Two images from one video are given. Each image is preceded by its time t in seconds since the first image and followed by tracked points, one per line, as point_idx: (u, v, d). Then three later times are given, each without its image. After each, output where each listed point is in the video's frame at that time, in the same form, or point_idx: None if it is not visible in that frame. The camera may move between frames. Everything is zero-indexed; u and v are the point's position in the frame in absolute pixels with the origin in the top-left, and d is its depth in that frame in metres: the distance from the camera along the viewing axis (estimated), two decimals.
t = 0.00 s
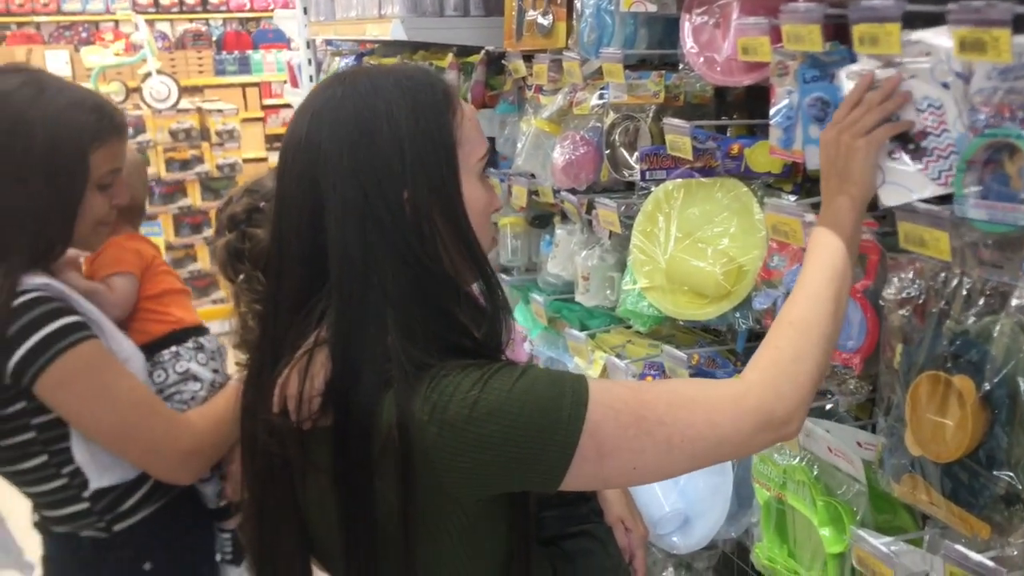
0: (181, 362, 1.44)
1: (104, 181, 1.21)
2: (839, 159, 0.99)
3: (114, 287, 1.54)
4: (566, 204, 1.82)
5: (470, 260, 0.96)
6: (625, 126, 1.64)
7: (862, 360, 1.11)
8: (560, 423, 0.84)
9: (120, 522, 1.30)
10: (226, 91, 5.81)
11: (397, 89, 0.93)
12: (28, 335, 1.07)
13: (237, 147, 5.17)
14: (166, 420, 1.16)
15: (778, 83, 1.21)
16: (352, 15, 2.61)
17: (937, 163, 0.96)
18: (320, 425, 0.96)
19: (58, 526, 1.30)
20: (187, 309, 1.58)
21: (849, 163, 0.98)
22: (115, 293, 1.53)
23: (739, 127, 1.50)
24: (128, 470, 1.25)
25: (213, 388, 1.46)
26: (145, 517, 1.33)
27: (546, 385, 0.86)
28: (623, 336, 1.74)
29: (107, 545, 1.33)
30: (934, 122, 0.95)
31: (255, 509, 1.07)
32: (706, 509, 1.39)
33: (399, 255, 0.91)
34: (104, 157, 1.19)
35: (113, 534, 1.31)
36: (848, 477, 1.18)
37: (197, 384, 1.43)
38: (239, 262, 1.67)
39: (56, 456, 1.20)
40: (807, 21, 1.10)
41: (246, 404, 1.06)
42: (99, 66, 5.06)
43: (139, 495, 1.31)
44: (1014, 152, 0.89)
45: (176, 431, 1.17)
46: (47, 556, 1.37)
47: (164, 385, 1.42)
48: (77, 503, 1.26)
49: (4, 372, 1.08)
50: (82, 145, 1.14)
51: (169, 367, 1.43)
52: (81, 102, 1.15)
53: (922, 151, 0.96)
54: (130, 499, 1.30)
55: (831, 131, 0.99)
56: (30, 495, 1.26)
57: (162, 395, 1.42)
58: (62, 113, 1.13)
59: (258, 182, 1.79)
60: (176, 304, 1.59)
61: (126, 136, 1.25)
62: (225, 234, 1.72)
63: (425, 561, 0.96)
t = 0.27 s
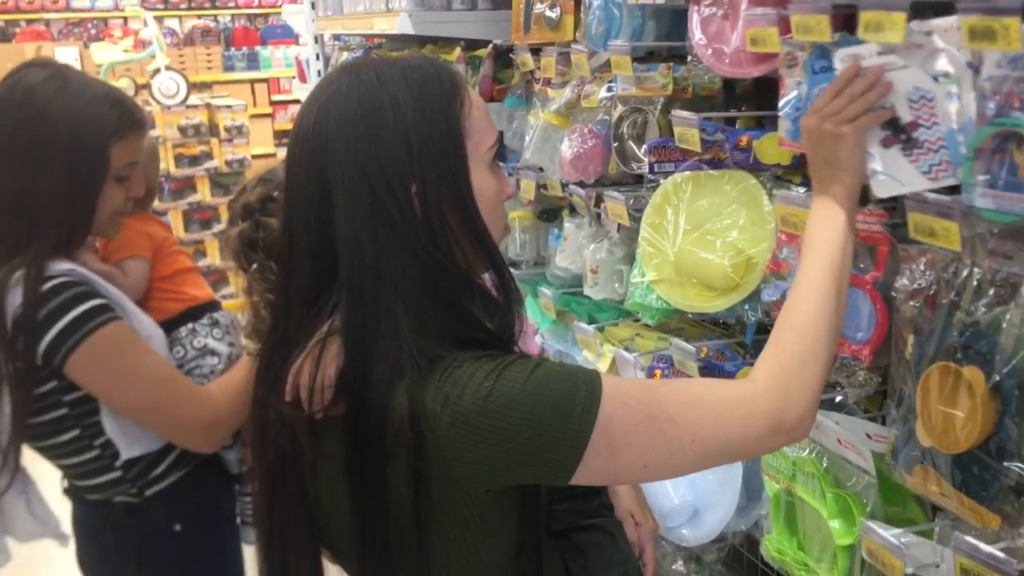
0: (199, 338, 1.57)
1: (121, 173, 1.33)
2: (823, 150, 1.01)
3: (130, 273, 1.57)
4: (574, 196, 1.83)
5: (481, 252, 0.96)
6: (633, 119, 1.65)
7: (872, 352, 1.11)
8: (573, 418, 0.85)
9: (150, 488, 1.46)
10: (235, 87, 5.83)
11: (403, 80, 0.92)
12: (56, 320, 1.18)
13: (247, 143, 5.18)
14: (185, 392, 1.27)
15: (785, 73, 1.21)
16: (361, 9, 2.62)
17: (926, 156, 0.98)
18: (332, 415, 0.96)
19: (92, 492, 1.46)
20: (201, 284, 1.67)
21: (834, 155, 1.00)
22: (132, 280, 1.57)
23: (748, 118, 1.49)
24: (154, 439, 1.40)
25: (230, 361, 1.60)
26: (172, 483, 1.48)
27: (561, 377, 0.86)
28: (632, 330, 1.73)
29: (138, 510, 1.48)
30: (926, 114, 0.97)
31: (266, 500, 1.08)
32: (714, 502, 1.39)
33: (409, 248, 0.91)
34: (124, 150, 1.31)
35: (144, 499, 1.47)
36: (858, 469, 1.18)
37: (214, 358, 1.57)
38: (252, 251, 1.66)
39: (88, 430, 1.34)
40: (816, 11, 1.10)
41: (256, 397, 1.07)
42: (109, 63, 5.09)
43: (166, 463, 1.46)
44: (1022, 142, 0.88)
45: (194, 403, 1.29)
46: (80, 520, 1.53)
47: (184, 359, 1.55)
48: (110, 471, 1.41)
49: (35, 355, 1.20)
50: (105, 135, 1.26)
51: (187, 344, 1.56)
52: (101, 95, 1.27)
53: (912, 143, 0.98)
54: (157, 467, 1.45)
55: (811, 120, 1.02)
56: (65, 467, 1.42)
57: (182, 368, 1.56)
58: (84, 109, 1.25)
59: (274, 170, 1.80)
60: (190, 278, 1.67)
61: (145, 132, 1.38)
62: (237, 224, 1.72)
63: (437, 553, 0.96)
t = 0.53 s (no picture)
0: (203, 324, 1.65)
1: (128, 173, 1.42)
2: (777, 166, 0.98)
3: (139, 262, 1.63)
4: (574, 193, 1.83)
5: (482, 249, 0.96)
6: (631, 115, 1.64)
7: (869, 347, 1.11)
8: (576, 419, 0.85)
9: (158, 465, 1.54)
10: (235, 85, 5.83)
11: (403, 77, 0.92)
12: (69, 313, 1.29)
13: (247, 141, 5.17)
14: (192, 376, 1.38)
15: (781, 69, 1.18)
16: (360, 6, 2.62)
17: (886, 168, 1.02)
18: (333, 410, 0.97)
19: (104, 471, 1.54)
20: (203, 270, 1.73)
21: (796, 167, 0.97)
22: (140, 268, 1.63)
23: (745, 115, 1.50)
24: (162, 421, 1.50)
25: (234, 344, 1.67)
26: (180, 460, 1.56)
27: (564, 385, 0.86)
28: (631, 326, 1.73)
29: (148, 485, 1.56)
30: (879, 126, 1.01)
31: (268, 498, 1.08)
32: (713, 498, 1.39)
33: (410, 245, 0.91)
34: (130, 149, 1.40)
35: (154, 475, 1.55)
36: (856, 465, 1.18)
37: (218, 343, 1.64)
38: (253, 247, 1.65)
39: (100, 413, 1.44)
40: (813, 7, 1.10)
41: (258, 392, 1.07)
42: (109, 61, 5.09)
43: (173, 443, 1.54)
44: (1018, 137, 0.88)
45: (201, 386, 1.38)
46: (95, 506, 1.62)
47: (190, 344, 1.63)
48: (121, 451, 1.50)
49: (52, 344, 1.30)
50: (115, 132, 1.35)
51: (192, 329, 1.63)
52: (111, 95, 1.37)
53: (871, 156, 1.02)
54: (166, 447, 1.54)
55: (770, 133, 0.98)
56: (78, 447, 1.51)
57: (188, 353, 1.63)
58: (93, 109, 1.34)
59: (275, 167, 1.81)
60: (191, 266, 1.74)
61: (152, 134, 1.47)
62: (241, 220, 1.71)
63: (438, 549, 0.96)
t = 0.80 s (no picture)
0: (192, 317, 1.69)
1: (127, 178, 1.46)
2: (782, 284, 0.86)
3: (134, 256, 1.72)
4: (562, 193, 1.83)
5: (473, 253, 0.94)
6: (619, 116, 1.64)
7: (854, 347, 1.12)
8: (555, 456, 0.82)
9: (149, 451, 1.56)
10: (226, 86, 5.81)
11: (397, 76, 0.90)
12: (74, 308, 1.34)
13: (237, 142, 5.14)
14: (185, 370, 1.46)
15: (767, 69, 1.20)
16: (349, 6, 2.61)
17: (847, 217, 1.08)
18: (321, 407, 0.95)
19: (93, 459, 1.55)
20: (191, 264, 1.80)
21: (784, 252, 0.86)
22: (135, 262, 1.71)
23: (733, 116, 1.51)
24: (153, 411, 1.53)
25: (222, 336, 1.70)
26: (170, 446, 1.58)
27: (551, 416, 0.84)
28: (620, 326, 1.74)
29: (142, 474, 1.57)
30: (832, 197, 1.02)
31: (260, 496, 1.08)
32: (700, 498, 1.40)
33: (400, 247, 0.89)
34: (131, 156, 1.44)
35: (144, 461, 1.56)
36: (842, 464, 1.19)
37: (207, 334, 1.68)
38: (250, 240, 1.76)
39: (96, 404, 1.47)
40: (797, 8, 1.10)
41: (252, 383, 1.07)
42: (98, 62, 5.07)
43: (164, 431, 1.57)
44: (1000, 138, 0.89)
45: (198, 383, 1.49)
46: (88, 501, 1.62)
47: (180, 335, 1.67)
48: (111, 440, 1.52)
49: (53, 339, 1.35)
50: (119, 134, 1.40)
51: (182, 321, 1.68)
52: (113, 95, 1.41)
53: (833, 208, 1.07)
54: (156, 433, 1.56)
55: (793, 240, 0.83)
56: (70, 434, 1.53)
57: (178, 344, 1.68)
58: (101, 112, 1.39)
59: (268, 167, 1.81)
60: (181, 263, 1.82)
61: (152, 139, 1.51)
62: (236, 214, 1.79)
63: (421, 555, 0.95)
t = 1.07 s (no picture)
0: (178, 314, 1.72)
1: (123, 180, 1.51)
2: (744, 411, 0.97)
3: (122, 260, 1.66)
4: (545, 196, 1.83)
5: (459, 262, 0.91)
6: (602, 118, 1.64)
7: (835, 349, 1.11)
8: (514, 469, 0.85)
9: (140, 445, 1.60)
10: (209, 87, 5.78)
11: (384, 78, 0.88)
12: (70, 305, 1.38)
13: (220, 143, 5.13)
14: (175, 366, 1.51)
15: (748, 73, 1.21)
16: (332, 8, 2.60)
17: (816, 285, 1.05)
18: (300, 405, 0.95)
19: (83, 455, 1.59)
20: (175, 261, 1.82)
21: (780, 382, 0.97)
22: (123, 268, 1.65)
23: (715, 117, 1.50)
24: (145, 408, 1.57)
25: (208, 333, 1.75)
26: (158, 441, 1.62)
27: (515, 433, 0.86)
28: (603, 328, 1.74)
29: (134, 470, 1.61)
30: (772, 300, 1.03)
31: (244, 493, 1.08)
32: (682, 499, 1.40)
33: (383, 253, 0.88)
34: (129, 160, 1.50)
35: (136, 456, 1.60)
36: (823, 465, 1.20)
37: (194, 331, 1.72)
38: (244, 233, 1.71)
39: (87, 399, 1.51)
40: (777, 11, 1.11)
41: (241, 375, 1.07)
42: (80, 63, 5.03)
43: (154, 424, 1.61)
44: (977, 140, 0.89)
45: (184, 375, 1.53)
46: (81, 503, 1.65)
47: (166, 333, 1.70)
48: (101, 435, 1.56)
49: (49, 336, 1.39)
50: (118, 138, 1.45)
51: (169, 319, 1.71)
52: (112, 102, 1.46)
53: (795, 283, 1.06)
54: (146, 428, 1.60)
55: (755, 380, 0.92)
56: (61, 430, 1.57)
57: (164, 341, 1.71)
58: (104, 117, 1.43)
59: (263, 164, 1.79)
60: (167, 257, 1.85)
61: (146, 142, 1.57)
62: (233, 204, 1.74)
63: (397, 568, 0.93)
